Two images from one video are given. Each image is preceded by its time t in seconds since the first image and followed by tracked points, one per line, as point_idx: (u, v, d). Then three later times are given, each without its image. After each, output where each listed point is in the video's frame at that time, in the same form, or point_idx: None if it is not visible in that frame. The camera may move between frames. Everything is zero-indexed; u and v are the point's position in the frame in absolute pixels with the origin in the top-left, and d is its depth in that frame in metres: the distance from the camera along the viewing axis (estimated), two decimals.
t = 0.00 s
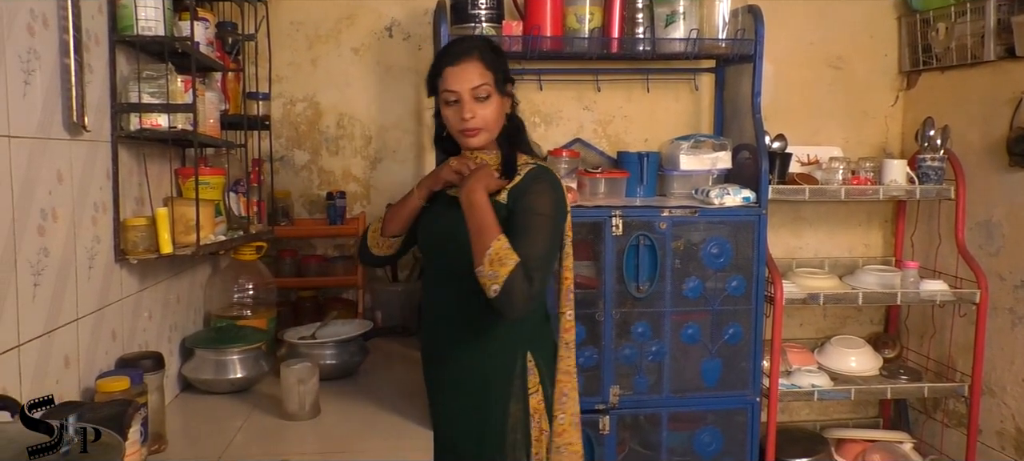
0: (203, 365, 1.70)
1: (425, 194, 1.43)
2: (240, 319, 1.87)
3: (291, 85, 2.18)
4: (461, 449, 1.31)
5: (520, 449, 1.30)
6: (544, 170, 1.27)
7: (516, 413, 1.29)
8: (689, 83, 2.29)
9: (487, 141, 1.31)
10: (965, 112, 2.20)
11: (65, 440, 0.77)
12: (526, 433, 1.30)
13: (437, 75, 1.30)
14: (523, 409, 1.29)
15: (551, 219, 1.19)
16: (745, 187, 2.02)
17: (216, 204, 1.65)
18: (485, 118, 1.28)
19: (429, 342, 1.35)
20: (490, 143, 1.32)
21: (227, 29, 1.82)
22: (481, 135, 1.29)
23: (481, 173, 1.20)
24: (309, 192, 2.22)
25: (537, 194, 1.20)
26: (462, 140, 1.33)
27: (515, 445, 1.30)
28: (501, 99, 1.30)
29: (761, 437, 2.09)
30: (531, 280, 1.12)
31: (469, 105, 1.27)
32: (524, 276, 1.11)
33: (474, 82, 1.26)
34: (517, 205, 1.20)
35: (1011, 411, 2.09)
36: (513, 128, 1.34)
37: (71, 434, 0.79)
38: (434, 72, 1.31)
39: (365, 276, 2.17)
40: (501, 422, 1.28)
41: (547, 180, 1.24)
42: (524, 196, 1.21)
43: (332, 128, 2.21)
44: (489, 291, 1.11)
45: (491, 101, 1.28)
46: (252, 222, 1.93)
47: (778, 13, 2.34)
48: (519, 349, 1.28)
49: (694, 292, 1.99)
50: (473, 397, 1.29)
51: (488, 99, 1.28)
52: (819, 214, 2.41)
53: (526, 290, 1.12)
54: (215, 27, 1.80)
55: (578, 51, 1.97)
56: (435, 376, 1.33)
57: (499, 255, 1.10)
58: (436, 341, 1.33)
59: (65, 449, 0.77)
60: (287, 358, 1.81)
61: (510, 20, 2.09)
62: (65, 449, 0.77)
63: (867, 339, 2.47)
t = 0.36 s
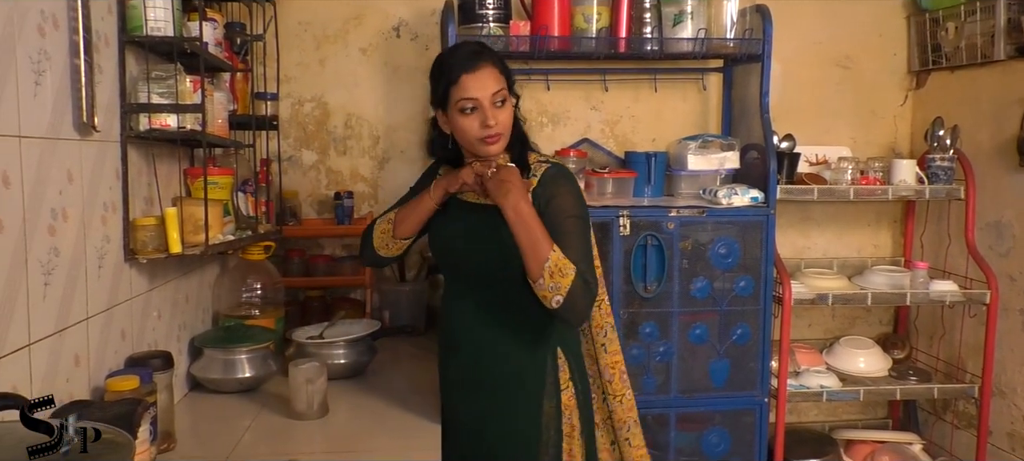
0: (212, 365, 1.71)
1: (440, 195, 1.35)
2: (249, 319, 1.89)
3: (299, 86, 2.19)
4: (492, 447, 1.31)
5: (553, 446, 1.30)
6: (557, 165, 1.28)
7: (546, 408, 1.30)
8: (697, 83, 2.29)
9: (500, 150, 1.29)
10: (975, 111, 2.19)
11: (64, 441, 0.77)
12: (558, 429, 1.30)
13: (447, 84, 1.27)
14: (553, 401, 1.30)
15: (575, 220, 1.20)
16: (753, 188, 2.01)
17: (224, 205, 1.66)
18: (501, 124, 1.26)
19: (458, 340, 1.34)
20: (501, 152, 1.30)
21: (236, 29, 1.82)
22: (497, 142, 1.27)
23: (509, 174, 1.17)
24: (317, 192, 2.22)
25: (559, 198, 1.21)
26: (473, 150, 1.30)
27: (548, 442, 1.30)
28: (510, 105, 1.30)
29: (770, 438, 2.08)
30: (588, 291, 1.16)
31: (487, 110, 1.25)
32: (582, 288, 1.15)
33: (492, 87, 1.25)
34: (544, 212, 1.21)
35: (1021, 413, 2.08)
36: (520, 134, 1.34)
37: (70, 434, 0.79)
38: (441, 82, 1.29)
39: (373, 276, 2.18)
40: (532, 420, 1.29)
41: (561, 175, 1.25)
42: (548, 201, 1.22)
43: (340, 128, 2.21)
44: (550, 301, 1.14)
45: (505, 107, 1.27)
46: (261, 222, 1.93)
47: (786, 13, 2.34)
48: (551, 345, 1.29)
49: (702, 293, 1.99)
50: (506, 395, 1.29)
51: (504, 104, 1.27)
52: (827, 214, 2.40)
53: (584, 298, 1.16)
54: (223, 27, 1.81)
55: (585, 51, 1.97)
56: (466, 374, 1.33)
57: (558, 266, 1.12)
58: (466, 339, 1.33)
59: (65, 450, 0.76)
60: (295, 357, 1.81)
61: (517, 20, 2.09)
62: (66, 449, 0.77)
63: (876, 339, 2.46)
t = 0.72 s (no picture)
0: (227, 364, 1.72)
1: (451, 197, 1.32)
2: (264, 319, 1.91)
3: (314, 86, 2.20)
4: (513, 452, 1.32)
5: (575, 446, 1.32)
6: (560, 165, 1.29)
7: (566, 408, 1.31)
8: (712, 83, 2.28)
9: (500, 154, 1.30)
10: (993, 111, 2.17)
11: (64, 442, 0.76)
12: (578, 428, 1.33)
13: (443, 89, 1.27)
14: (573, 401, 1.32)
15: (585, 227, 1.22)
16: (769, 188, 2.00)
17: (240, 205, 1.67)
18: (501, 127, 1.26)
19: (470, 347, 1.33)
20: (502, 154, 1.30)
21: (252, 30, 1.83)
22: (497, 146, 1.27)
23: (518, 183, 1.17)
24: (331, 192, 2.23)
25: (566, 206, 1.22)
26: (473, 155, 1.30)
27: (568, 441, 1.32)
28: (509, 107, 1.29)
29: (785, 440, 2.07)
30: (604, 301, 1.19)
31: (486, 115, 1.25)
32: (598, 301, 1.18)
33: (490, 91, 1.25)
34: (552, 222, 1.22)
35: None
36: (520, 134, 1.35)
37: (71, 433, 0.79)
38: (438, 87, 1.28)
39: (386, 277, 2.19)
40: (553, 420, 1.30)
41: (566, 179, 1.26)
42: (556, 209, 1.23)
43: (355, 128, 2.22)
44: (569, 315, 1.17)
45: (503, 110, 1.27)
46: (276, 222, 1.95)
47: (801, 13, 2.33)
48: (565, 347, 1.30)
49: (717, 294, 1.98)
50: (525, 400, 1.30)
51: (502, 108, 1.27)
52: (843, 215, 2.39)
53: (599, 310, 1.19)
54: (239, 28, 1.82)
55: (599, 51, 1.97)
56: (482, 382, 1.32)
57: (578, 281, 1.15)
58: (480, 347, 1.32)
59: (65, 449, 0.77)
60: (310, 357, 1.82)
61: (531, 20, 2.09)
62: (65, 449, 0.77)
63: (892, 341, 2.44)
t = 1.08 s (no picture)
0: (240, 364, 1.73)
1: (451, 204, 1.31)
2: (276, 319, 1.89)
3: (326, 87, 2.21)
4: (522, 451, 1.32)
5: (584, 446, 1.32)
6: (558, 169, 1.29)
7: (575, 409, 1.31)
8: (724, 83, 2.27)
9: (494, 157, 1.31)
10: (1009, 111, 2.15)
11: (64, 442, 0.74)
12: (587, 429, 1.33)
13: (439, 90, 1.27)
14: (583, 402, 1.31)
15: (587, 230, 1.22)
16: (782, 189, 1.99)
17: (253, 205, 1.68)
18: (495, 132, 1.27)
19: (477, 348, 1.34)
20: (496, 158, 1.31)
21: (265, 31, 1.84)
22: (491, 150, 1.28)
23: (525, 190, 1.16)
24: (343, 193, 2.24)
25: (569, 211, 1.23)
26: (467, 157, 1.31)
27: (577, 443, 1.32)
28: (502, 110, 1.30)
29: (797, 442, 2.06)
30: (612, 304, 1.19)
31: (480, 120, 1.26)
32: (608, 304, 1.18)
33: (485, 95, 1.25)
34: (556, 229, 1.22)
35: None
36: (519, 141, 1.35)
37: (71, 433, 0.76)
38: (432, 89, 1.29)
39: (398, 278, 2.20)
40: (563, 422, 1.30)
41: (565, 182, 1.26)
42: (558, 215, 1.23)
43: (366, 129, 2.23)
44: (579, 322, 1.17)
45: (497, 114, 1.28)
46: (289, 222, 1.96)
47: (815, 12, 2.32)
48: (570, 348, 1.30)
49: (729, 295, 1.98)
50: (533, 400, 1.30)
51: (497, 111, 1.28)
52: (857, 216, 2.37)
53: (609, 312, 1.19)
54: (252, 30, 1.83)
55: (611, 51, 1.97)
56: (490, 382, 1.33)
57: (587, 289, 1.15)
58: (487, 350, 1.32)
59: (65, 450, 0.74)
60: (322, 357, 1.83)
61: (543, 21, 2.09)
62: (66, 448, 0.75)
63: (907, 343, 2.43)
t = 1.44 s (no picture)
0: (254, 362, 1.73)
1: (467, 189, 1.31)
2: (289, 317, 1.88)
3: (339, 87, 2.21)
4: (531, 450, 1.33)
5: (590, 445, 1.33)
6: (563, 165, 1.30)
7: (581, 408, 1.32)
8: (737, 82, 2.26)
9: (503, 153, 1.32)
10: None
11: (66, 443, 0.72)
12: (593, 428, 1.34)
13: (450, 88, 1.27)
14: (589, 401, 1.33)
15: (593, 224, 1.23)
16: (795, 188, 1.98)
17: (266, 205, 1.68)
18: (506, 129, 1.28)
19: (487, 347, 1.35)
20: (505, 154, 1.32)
21: (278, 31, 1.85)
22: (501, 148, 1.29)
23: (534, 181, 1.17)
24: (355, 193, 2.25)
25: (576, 205, 1.23)
26: (477, 154, 1.32)
27: (584, 441, 1.33)
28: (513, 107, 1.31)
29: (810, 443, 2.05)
30: (624, 297, 1.21)
31: (491, 118, 1.26)
32: (620, 296, 1.19)
33: (496, 93, 1.25)
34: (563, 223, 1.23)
35: None
36: (528, 141, 1.36)
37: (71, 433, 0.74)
38: (443, 87, 1.29)
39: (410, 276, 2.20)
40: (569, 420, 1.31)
41: (569, 176, 1.27)
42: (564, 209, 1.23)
43: (379, 129, 2.23)
44: (595, 310, 1.18)
45: (508, 112, 1.29)
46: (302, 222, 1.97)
47: (829, 11, 2.30)
48: (576, 347, 1.31)
49: (741, 295, 1.97)
50: (541, 399, 1.31)
51: (508, 109, 1.28)
52: (871, 216, 2.36)
53: (621, 306, 1.20)
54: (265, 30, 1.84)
55: (624, 50, 1.96)
56: (499, 381, 1.34)
57: (603, 276, 1.17)
58: (496, 348, 1.33)
59: (65, 450, 0.72)
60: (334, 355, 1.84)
61: (555, 20, 2.09)
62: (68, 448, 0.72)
63: (921, 343, 2.41)
